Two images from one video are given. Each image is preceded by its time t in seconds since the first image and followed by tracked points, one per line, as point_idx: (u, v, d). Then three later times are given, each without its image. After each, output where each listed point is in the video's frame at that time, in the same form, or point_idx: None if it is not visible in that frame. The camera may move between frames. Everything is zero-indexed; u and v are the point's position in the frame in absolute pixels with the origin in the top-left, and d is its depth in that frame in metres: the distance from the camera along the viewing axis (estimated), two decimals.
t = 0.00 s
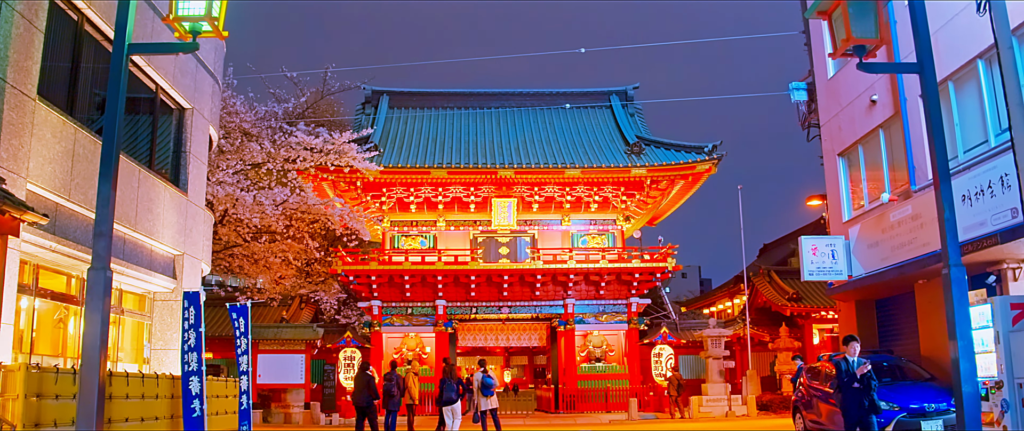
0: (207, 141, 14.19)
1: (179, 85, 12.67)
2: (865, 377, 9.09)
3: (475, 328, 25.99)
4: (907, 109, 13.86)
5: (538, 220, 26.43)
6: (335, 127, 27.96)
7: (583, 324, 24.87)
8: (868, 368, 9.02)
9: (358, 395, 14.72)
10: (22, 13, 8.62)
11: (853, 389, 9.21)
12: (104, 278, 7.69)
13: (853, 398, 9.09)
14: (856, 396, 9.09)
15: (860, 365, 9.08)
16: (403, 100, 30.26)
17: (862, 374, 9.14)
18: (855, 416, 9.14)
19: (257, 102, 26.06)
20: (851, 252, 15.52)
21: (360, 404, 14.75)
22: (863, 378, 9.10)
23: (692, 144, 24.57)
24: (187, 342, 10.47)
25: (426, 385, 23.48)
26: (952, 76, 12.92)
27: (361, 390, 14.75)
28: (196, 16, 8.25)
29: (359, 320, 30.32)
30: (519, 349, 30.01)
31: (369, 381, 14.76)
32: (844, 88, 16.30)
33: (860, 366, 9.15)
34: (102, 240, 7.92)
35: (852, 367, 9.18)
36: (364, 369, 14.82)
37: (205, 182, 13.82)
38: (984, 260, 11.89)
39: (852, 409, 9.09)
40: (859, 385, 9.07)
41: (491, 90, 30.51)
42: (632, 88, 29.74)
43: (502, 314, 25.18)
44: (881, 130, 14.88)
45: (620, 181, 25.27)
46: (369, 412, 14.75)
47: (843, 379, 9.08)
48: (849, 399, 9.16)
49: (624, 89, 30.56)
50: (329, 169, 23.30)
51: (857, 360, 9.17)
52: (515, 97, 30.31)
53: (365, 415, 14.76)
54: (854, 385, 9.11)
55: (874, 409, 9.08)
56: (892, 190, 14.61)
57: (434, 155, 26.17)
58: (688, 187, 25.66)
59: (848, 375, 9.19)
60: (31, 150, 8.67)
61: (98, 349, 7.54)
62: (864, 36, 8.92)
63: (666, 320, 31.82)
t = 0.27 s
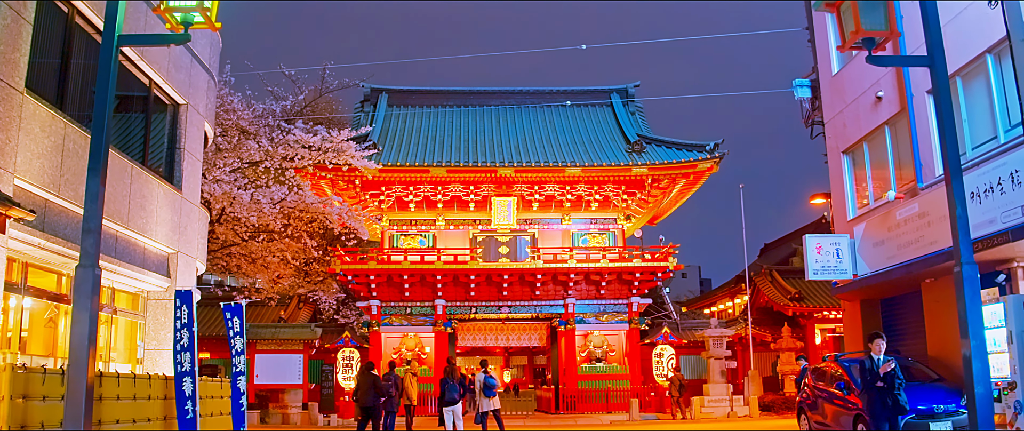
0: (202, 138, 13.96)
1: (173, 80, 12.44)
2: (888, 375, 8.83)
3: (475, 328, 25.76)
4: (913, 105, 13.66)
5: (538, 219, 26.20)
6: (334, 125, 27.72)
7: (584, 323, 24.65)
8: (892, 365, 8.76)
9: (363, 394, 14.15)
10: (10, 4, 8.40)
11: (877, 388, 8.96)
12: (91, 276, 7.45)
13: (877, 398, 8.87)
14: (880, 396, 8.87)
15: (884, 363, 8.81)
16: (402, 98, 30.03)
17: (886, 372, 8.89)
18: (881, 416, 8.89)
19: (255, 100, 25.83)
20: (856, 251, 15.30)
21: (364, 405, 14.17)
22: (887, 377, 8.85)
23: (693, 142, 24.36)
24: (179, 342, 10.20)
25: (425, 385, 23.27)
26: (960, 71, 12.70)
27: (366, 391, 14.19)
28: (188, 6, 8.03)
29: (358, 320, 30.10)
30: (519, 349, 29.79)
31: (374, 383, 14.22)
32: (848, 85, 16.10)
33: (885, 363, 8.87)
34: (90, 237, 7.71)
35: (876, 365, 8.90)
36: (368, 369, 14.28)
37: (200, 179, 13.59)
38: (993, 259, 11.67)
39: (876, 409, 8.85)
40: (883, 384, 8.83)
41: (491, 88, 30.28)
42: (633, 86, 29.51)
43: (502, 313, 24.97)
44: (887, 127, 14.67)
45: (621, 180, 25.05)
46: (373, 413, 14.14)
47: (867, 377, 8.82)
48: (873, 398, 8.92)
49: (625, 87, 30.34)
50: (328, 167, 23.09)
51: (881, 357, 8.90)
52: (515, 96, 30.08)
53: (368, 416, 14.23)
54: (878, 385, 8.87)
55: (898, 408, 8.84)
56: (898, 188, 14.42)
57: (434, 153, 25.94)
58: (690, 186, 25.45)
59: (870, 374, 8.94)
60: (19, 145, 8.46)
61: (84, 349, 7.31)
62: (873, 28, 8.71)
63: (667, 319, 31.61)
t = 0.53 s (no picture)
0: (198, 134, 13.73)
1: (169, 75, 12.21)
2: (915, 379, 8.72)
3: (475, 328, 25.54)
4: (922, 102, 13.43)
5: (539, 218, 25.83)
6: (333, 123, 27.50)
7: (586, 324, 24.40)
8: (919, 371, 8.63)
9: (369, 395, 14.45)
10: None
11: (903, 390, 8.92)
12: (81, 273, 7.22)
13: (903, 402, 8.83)
14: (907, 400, 8.82)
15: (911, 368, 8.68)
16: (402, 96, 29.80)
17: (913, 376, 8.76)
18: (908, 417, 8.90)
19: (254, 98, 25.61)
20: (863, 250, 15.07)
21: (369, 406, 14.46)
22: (915, 380, 8.75)
23: (696, 141, 24.13)
24: (174, 341, 10.05)
25: (425, 385, 23.06)
26: (970, 67, 12.47)
27: (372, 394, 14.47)
28: None
29: (357, 319, 29.88)
30: (519, 349, 29.57)
31: (381, 387, 14.48)
32: (855, 81, 15.87)
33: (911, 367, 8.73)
34: (80, 234, 7.46)
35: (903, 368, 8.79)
36: (374, 375, 14.58)
37: (197, 177, 13.38)
38: (1005, 258, 11.43)
39: (903, 413, 8.86)
40: (910, 388, 8.75)
41: (492, 86, 30.05)
42: (635, 84, 29.28)
43: (502, 313, 24.76)
44: (895, 124, 14.45)
45: (623, 178, 24.83)
46: (378, 416, 14.40)
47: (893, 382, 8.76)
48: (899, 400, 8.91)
49: (626, 85, 30.11)
50: (326, 166, 22.89)
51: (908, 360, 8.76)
52: (516, 94, 29.85)
53: (373, 419, 14.47)
54: (904, 389, 8.81)
55: (925, 411, 8.83)
56: (905, 186, 14.19)
57: (434, 151, 25.72)
58: (692, 184, 25.22)
59: (898, 378, 8.84)
60: (8, 139, 8.22)
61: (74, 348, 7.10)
62: (886, 21, 8.48)
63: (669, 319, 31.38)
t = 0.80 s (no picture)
0: (194, 131, 13.49)
1: (163, 71, 11.98)
2: (950, 385, 7.89)
3: (475, 329, 25.30)
4: (929, 99, 13.22)
5: (540, 218, 25.58)
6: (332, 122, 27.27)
7: (587, 324, 24.16)
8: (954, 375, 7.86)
9: (370, 396, 14.26)
10: None
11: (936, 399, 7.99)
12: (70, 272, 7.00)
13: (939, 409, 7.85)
14: (944, 406, 7.86)
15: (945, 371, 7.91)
16: (402, 95, 29.57)
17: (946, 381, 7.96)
18: None
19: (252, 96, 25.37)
20: (868, 249, 14.84)
21: (371, 408, 14.27)
22: (949, 386, 7.92)
23: (698, 140, 23.90)
24: (167, 342, 9.80)
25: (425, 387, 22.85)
26: (979, 63, 12.24)
27: (373, 394, 14.27)
28: None
29: (356, 320, 29.64)
30: (519, 350, 29.35)
31: (381, 386, 14.27)
32: (860, 79, 15.66)
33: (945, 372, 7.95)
34: (68, 232, 7.27)
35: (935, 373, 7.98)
36: (375, 373, 14.36)
37: (192, 175, 13.16)
38: (1015, 257, 11.20)
39: (941, 421, 7.79)
40: (946, 393, 7.87)
41: (492, 85, 29.82)
42: (636, 83, 29.05)
43: (502, 314, 24.53)
44: (901, 122, 14.23)
45: (624, 178, 24.61)
46: (381, 417, 14.23)
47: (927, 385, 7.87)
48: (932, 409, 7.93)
49: (627, 84, 29.87)
50: (325, 165, 22.68)
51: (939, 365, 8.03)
52: (516, 93, 29.62)
53: (375, 419, 14.28)
54: (940, 394, 7.90)
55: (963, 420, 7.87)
56: (912, 185, 13.98)
57: (433, 150, 25.49)
58: (694, 184, 24.98)
59: (930, 383, 7.97)
60: None
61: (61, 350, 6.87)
62: (897, 14, 8.27)
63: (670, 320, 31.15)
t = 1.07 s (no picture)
0: (187, 127, 13.28)
1: (155, 65, 11.76)
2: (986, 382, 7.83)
3: (474, 328, 25.07)
4: (935, 94, 13.01)
5: (539, 217, 25.37)
6: (330, 120, 27.04)
7: (586, 324, 23.96)
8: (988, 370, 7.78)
9: (370, 396, 14.01)
10: None
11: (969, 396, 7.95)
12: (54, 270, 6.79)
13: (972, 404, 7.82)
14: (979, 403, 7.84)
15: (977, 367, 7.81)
16: (400, 93, 29.35)
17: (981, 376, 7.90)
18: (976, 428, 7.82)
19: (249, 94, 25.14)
20: (872, 247, 14.64)
21: (372, 408, 14.03)
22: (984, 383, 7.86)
23: (699, 138, 23.70)
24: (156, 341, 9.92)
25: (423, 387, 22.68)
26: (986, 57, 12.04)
27: (374, 394, 14.04)
28: None
29: (354, 320, 29.42)
30: (518, 350, 29.14)
31: (381, 386, 14.05)
32: (864, 74, 15.45)
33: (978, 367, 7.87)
34: (53, 228, 7.03)
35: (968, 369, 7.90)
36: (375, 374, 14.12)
37: (185, 171, 12.94)
38: None
39: (974, 420, 7.78)
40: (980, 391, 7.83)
41: (490, 83, 29.61)
42: (636, 81, 28.83)
43: (501, 313, 24.32)
44: (906, 118, 14.03)
45: (624, 176, 24.41)
46: (382, 418, 14.01)
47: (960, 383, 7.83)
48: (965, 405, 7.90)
49: (627, 82, 29.66)
50: (322, 163, 22.47)
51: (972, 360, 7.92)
52: (515, 91, 29.39)
53: (377, 420, 14.03)
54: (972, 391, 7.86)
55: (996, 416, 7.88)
56: (917, 181, 13.77)
57: (432, 149, 25.28)
58: (694, 182, 24.77)
59: (964, 377, 7.89)
60: None
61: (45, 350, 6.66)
62: (905, 4, 8.08)
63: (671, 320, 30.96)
